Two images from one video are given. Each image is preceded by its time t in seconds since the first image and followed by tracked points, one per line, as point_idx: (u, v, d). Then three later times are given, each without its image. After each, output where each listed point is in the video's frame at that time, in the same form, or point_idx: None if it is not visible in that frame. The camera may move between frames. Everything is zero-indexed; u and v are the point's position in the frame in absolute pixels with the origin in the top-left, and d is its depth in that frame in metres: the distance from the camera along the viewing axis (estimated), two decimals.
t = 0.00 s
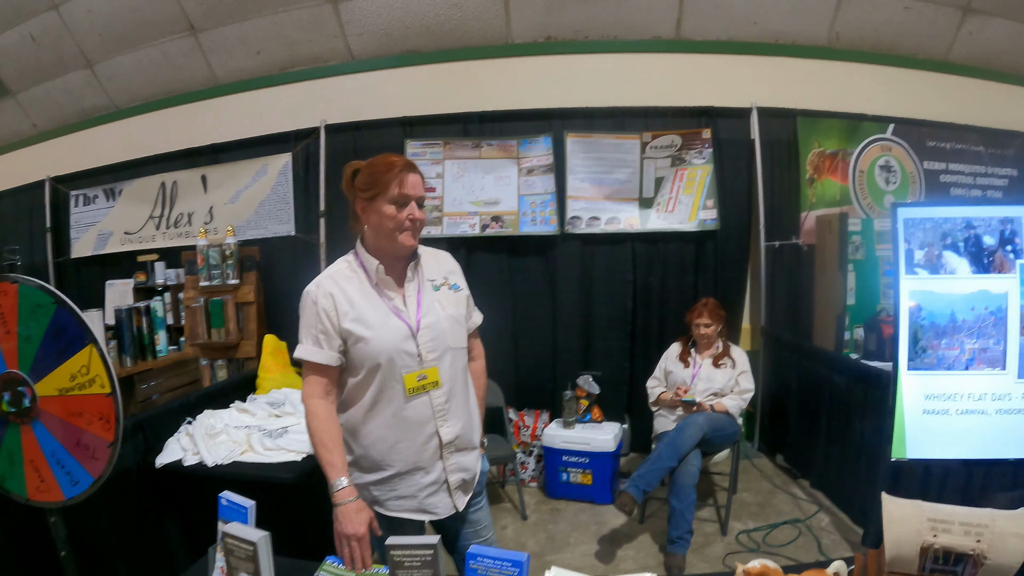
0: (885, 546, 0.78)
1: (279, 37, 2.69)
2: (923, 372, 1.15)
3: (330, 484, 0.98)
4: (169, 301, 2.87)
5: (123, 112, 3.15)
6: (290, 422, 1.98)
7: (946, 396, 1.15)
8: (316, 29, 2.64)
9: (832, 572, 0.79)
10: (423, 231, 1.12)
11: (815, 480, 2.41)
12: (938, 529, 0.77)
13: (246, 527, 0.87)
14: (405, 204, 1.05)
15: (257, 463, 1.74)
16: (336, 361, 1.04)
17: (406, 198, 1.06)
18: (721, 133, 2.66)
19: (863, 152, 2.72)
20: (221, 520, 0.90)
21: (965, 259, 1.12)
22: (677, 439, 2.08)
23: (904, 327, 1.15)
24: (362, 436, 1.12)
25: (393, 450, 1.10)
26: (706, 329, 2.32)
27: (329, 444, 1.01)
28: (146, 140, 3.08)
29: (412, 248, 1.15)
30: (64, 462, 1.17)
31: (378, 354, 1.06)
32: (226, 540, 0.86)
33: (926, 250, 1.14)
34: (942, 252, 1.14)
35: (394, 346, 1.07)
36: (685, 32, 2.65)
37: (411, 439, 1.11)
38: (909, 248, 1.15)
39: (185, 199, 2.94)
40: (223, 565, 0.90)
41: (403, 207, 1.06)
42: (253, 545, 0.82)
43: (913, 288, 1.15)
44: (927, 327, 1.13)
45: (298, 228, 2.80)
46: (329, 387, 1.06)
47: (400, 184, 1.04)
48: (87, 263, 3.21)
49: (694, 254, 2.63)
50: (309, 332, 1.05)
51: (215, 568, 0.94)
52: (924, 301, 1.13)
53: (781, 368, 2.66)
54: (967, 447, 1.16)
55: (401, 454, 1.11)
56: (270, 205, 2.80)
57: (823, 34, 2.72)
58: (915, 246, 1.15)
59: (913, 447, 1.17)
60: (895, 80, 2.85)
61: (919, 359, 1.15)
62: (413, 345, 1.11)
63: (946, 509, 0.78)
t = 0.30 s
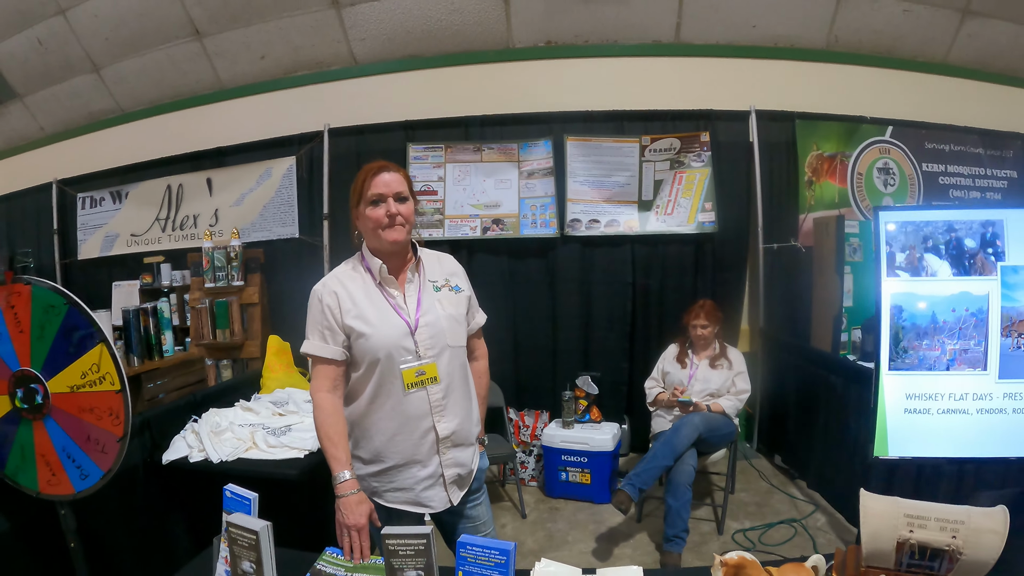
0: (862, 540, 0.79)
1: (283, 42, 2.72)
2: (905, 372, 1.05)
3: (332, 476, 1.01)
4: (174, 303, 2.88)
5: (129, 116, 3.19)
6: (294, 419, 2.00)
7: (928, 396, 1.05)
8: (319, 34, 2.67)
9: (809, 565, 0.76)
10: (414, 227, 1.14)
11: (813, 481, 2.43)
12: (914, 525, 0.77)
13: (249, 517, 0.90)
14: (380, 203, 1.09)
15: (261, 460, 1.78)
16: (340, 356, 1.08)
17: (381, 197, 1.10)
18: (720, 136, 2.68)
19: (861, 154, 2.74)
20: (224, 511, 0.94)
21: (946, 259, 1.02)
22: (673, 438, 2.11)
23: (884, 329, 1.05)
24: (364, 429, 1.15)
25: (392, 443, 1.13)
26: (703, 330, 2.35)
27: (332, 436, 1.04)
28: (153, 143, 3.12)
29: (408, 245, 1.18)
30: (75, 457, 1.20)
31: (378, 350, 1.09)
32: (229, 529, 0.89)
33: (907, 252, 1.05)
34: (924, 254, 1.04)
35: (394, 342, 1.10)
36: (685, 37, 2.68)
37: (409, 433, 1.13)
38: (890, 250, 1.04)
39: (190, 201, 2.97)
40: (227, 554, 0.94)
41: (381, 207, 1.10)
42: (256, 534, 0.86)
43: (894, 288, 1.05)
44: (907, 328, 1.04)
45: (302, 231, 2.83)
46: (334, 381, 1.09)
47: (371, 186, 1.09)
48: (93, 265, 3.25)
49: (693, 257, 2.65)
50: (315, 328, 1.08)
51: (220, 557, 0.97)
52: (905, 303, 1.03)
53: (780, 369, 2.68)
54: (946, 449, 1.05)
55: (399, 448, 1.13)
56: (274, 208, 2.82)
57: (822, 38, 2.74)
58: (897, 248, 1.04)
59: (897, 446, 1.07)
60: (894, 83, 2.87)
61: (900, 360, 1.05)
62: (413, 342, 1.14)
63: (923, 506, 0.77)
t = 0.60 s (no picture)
0: (822, 531, 0.94)
1: (286, 49, 2.77)
2: (867, 376, 1.29)
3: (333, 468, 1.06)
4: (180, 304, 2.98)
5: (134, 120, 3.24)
6: (296, 418, 2.04)
7: (890, 399, 1.28)
8: (322, 42, 2.72)
9: (770, 553, 0.89)
10: (412, 238, 1.21)
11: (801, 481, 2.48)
12: (868, 518, 0.91)
13: (255, 504, 0.97)
14: (381, 214, 1.16)
15: (265, 456, 1.83)
16: (344, 355, 1.13)
17: (382, 209, 1.17)
18: (712, 143, 2.74)
19: (852, 161, 2.80)
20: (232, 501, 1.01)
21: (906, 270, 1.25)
22: (660, 438, 2.16)
23: (851, 333, 1.29)
24: (365, 423, 1.20)
25: (391, 436, 1.19)
26: (692, 333, 2.41)
27: (334, 431, 1.09)
28: (157, 148, 3.18)
29: (407, 254, 1.24)
30: (90, 450, 1.25)
31: (380, 350, 1.14)
32: (237, 515, 0.96)
33: (870, 263, 1.29)
34: (886, 265, 1.28)
35: (395, 343, 1.16)
36: (679, 46, 2.74)
37: (407, 427, 1.19)
38: (855, 262, 1.29)
39: (194, 205, 3.03)
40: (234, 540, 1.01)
41: (382, 218, 1.17)
42: (260, 519, 0.93)
43: (857, 297, 1.29)
44: (870, 333, 1.27)
45: (304, 234, 2.88)
46: (337, 378, 1.15)
47: (373, 198, 1.16)
48: (99, 266, 3.31)
49: (685, 262, 2.71)
50: (320, 329, 1.14)
51: (226, 543, 1.05)
52: (867, 309, 1.27)
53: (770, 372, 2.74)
54: (907, 446, 1.28)
55: (398, 441, 1.19)
56: (277, 212, 2.88)
57: (814, 47, 2.80)
58: (861, 259, 1.29)
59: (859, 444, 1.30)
60: (885, 92, 2.93)
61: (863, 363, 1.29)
62: (411, 343, 1.19)
63: (876, 500, 0.91)
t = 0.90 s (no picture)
0: (791, 524, 0.98)
1: (283, 52, 2.80)
2: (839, 373, 1.40)
3: (326, 460, 1.10)
4: (177, 302, 2.98)
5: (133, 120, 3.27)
6: (292, 414, 2.08)
7: (862, 396, 1.38)
8: (319, 45, 2.76)
9: (742, 544, 0.94)
10: (410, 240, 1.25)
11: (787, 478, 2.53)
12: (836, 511, 0.95)
13: (250, 493, 1.00)
14: (381, 217, 1.19)
15: (261, 450, 1.87)
16: (341, 351, 1.16)
17: (382, 212, 1.20)
18: (703, 145, 2.78)
19: (842, 163, 2.84)
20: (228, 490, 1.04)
21: (876, 272, 1.36)
22: (648, 435, 2.20)
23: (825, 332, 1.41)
24: (359, 417, 1.24)
25: (385, 429, 1.22)
26: (681, 333, 2.44)
27: (329, 424, 1.13)
28: (156, 148, 3.21)
29: (404, 254, 1.28)
30: (93, 443, 1.29)
31: (377, 346, 1.18)
32: (231, 503, 0.99)
33: (844, 265, 1.41)
34: (858, 267, 1.40)
35: (391, 339, 1.20)
36: (672, 49, 2.78)
37: (400, 421, 1.23)
38: (827, 263, 1.42)
39: (193, 205, 3.06)
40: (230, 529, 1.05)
41: (381, 220, 1.20)
42: (255, 508, 0.96)
43: (831, 298, 1.41)
44: (842, 333, 1.39)
45: (300, 234, 2.91)
46: (333, 373, 1.18)
47: (373, 201, 1.19)
48: (98, 265, 3.34)
49: (676, 262, 2.75)
50: (318, 326, 1.16)
51: (222, 532, 1.08)
52: (839, 309, 1.39)
53: (759, 371, 2.79)
54: (880, 442, 1.37)
55: (392, 434, 1.22)
56: (274, 212, 2.91)
57: (805, 50, 2.84)
58: (833, 261, 1.42)
59: (832, 440, 1.40)
60: (875, 95, 2.96)
61: (835, 362, 1.40)
62: (406, 340, 1.23)
63: (844, 494, 0.95)
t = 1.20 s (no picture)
0: (782, 520, 0.99)
1: (281, 50, 2.81)
2: (830, 372, 1.41)
3: (323, 455, 1.10)
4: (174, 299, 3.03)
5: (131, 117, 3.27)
6: (288, 410, 2.08)
7: (853, 394, 1.40)
8: (316, 43, 2.76)
9: (733, 539, 0.95)
10: (410, 238, 1.25)
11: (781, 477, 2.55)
12: (826, 507, 0.96)
13: (247, 488, 1.01)
14: (383, 214, 1.20)
15: (257, 446, 1.88)
16: (339, 347, 1.17)
17: (384, 210, 1.21)
18: (700, 145, 2.80)
19: (837, 164, 2.86)
20: (224, 484, 1.04)
21: (868, 271, 1.38)
22: (642, 433, 2.22)
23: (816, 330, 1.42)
24: (357, 413, 1.25)
25: (383, 425, 1.23)
26: (676, 332, 2.45)
27: (326, 419, 1.14)
28: (154, 145, 3.21)
29: (403, 253, 1.28)
30: (90, 438, 1.30)
31: (375, 342, 1.19)
32: (228, 498, 1.00)
33: (836, 264, 1.43)
34: (850, 266, 1.41)
35: (390, 336, 1.21)
36: (669, 50, 2.79)
37: (398, 416, 1.24)
38: (820, 262, 1.44)
39: (190, 202, 3.06)
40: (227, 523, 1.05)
41: (382, 218, 1.21)
42: (251, 502, 0.96)
43: (822, 296, 1.43)
44: (834, 332, 1.40)
45: (297, 232, 2.92)
46: (331, 369, 1.18)
47: (375, 199, 1.20)
48: (95, 262, 3.34)
49: (671, 261, 2.77)
50: (316, 322, 1.17)
51: (220, 526, 1.09)
52: (830, 309, 1.41)
53: (753, 370, 2.80)
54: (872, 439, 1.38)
55: (390, 429, 1.23)
56: (272, 210, 2.92)
57: (801, 51, 2.85)
58: (825, 260, 1.44)
59: (823, 437, 1.41)
60: (871, 96, 2.97)
61: (827, 360, 1.41)
62: (404, 336, 1.24)
63: (835, 491, 0.96)
